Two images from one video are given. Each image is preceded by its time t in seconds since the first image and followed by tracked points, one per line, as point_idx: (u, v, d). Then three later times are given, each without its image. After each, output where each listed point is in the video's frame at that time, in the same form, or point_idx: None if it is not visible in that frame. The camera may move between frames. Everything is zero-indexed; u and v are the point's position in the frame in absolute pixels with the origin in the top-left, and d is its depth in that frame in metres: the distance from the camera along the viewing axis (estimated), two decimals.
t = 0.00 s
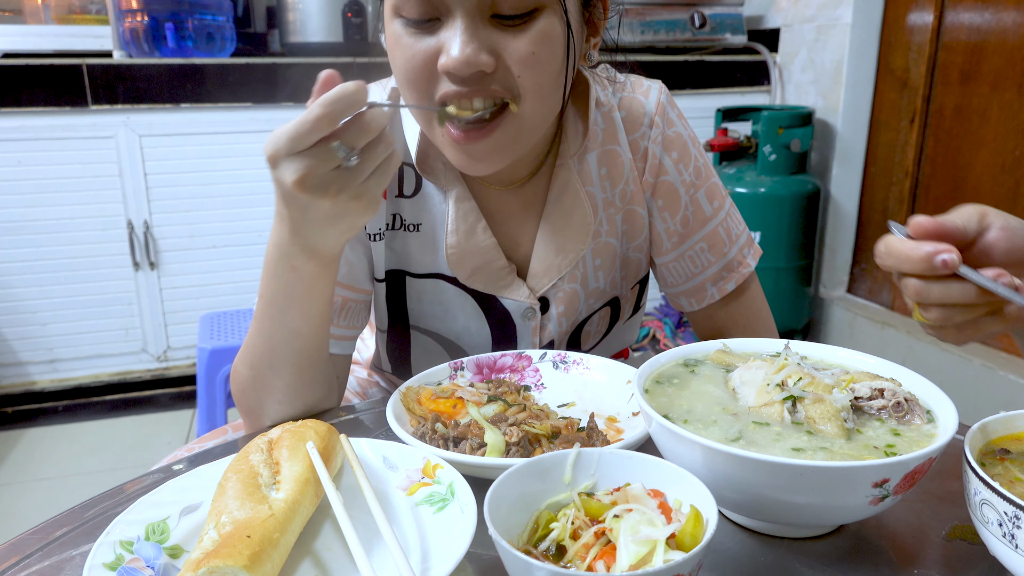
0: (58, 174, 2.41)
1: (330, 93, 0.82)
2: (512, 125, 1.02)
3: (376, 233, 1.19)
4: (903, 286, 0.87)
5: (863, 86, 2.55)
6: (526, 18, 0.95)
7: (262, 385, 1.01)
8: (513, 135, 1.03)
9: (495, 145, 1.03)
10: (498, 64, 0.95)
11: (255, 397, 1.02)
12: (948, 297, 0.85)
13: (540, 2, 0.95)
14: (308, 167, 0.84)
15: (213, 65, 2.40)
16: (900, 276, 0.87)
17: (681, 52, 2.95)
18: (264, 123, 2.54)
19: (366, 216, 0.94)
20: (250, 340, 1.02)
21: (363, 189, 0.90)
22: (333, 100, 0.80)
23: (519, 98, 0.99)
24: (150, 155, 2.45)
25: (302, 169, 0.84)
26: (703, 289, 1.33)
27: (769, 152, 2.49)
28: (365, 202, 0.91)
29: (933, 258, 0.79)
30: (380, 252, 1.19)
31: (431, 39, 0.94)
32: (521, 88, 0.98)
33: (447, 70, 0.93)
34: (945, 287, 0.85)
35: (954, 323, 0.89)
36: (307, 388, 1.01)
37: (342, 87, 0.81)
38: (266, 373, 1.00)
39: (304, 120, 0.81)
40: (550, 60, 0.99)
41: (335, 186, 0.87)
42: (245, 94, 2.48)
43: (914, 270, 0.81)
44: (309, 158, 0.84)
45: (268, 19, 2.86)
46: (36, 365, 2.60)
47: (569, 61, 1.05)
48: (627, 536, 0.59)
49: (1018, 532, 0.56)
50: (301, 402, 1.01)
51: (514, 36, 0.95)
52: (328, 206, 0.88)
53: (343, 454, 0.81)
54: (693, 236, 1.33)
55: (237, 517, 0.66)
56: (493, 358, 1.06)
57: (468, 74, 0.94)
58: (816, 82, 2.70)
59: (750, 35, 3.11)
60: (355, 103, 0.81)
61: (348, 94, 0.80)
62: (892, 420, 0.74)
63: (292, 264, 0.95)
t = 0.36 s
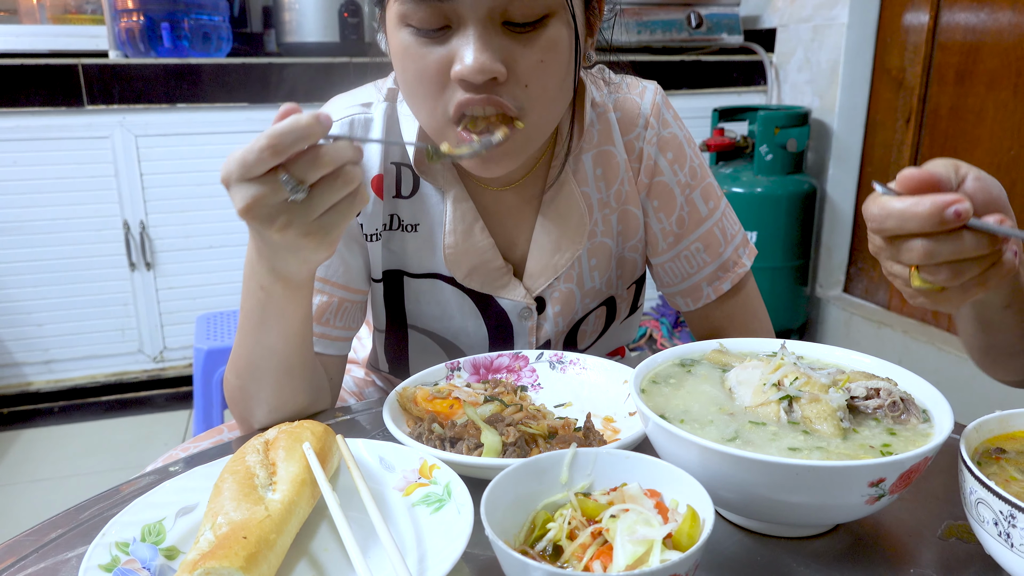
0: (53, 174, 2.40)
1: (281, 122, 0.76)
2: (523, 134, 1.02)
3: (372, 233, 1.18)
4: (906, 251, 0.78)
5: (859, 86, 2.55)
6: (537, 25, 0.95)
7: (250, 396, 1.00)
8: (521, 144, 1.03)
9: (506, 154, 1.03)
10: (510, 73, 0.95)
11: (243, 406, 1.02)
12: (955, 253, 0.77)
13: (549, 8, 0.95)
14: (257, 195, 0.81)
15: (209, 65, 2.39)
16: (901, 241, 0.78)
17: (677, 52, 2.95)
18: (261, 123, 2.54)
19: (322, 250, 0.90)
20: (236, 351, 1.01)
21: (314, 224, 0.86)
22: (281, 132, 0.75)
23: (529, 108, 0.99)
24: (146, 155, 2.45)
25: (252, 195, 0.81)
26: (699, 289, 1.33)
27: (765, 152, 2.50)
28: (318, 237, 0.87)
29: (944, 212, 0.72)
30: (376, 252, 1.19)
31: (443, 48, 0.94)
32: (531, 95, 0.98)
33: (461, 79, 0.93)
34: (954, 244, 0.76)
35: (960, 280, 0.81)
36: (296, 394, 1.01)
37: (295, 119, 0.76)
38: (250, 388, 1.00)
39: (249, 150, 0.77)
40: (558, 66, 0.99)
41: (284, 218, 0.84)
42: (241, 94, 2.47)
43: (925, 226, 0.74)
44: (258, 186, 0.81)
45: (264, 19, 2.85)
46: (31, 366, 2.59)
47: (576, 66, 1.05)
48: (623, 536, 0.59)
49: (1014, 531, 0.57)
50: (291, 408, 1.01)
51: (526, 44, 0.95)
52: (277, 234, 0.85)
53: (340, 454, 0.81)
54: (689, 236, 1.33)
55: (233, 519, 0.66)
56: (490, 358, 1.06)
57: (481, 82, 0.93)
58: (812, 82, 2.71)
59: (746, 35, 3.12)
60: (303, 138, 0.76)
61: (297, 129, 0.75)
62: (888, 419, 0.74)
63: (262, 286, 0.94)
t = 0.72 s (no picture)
0: (49, 174, 2.39)
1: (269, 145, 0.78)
2: (528, 122, 1.02)
3: (368, 233, 1.18)
4: (932, 231, 0.77)
5: (855, 86, 2.56)
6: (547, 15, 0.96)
7: (243, 400, 1.00)
8: (524, 134, 1.03)
9: (508, 142, 1.02)
10: (520, 62, 0.95)
11: (236, 411, 1.02)
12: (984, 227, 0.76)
13: None
14: (237, 212, 0.81)
15: (206, 65, 2.39)
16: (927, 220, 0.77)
17: (674, 52, 2.96)
18: (257, 124, 2.54)
19: (300, 275, 0.90)
20: (231, 355, 1.01)
21: (291, 251, 0.86)
22: (265, 154, 0.77)
23: (534, 100, 1.00)
24: (142, 156, 2.44)
25: (232, 212, 0.81)
26: (694, 289, 1.33)
27: (762, 152, 2.51)
28: (294, 263, 0.87)
29: (973, 182, 0.71)
30: (373, 253, 1.19)
31: (456, 35, 0.93)
32: (538, 85, 0.99)
33: (474, 67, 0.93)
34: (981, 217, 0.75)
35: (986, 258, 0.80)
36: (291, 397, 1.00)
37: (284, 143, 0.77)
38: (243, 393, 0.99)
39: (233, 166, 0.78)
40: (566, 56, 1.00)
41: (260, 239, 0.84)
42: (237, 95, 2.46)
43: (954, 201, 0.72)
44: (240, 205, 0.81)
45: (260, 19, 2.85)
46: (27, 367, 2.58)
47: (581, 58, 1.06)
48: (620, 537, 0.59)
49: (1010, 530, 0.57)
50: (286, 411, 1.00)
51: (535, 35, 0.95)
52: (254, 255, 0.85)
53: (337, 455, 0.81)
54: (685, 237, 1.33)
55: (230, 519, 0.66)
56: (487, 358, 1.06)
57: (491, 70, 0.93)
58: (808, 82, 2.71)
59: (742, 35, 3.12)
60: (286, 163, 0.76)
61: (284, 154, 0.76)
62: (885, 418, 0.74)
63: (249, 296, 0.95)
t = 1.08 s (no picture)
0: (46, 174, 2.39)
1: (256, 146, 0.77)
2: (530, 98, 1.01)
3: (365, 231, 1.18)
4: (959, 229, 0.76)
5: (853, 85, 2.56)
6: None
7: (241, 399, 1.00)
8: (526, 107, 1.02)
9: (508, 112, 1.01)
10: (527, 35, 0.95)
11: (235, 409, 1.01)
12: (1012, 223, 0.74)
13: None
14: (232, 217, 0.81)
15: (203, 65, 2.38)
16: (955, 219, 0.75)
17: (672, 52, 2.96)
18: (255, 124, 2.53)
19: (301, 274, 0.90)
20: (228, 354, 1.01)
21: (289, 250, 0.86)
22: (253, 156, 0.76)
23: (538, 74, 0.99)
24: (140, 156, 2.44)
25: (227, 217, 0.81)
26: (692, 288, 1.33)
27: (759, 152, 2.50)
28: (294, 263, 0.88)
29: (1002, 181, 0.69)
30: (370, 251, 1.19)
31: (466, 7, 0.94)
32: (542, 62, 0.99)
33: (482, 36, 0.93)
34: (1009, 214, 0.74)
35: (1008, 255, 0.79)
36: (289, 396, 1.00)
37: (268, 143, 0.76)
38: (241, 393, 0.99)
39: (221, 173, 0.77)
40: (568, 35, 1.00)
41: (259, 242, 0.84)
42: (235, 95, 2.46)
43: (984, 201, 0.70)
44: (233, 211, 0.81)
45: (258, 18, 2.84)
46: (24, 367, 2.57)
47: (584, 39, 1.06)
48: (618, 536, 0.59)
49: (1007, 529, 0.57)
50: (284, 410, 1.00)
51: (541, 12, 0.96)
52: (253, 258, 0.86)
53: (334, 455, 0.81)
54: (683, 235, 1.33)
55: (227, 520, 0.66)
56: (485, 358, 1.06)
57: (498, 42, 0.94)
58: (805, 81, 2.71)
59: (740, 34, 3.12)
60: (275, 162, 0.76)
61: (270, 153, 0.76)
62: (882, 417, 0.74)
63: (247, 298, 0.94)
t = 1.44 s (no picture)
0: (43, 175, 2.38)
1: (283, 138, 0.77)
2: (532, 97, 1.01)
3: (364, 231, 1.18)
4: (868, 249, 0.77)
5: (850, 86, 2.56)
6: None
7: (242, 397, 1.00)
8: (532, 101, 1.02)
9: (516, 106, 1.01)
10: (524, 33, 0.96)
11: (238, 407, 1.01)
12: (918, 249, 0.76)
13: None
14: (263, 213, 0.82)
15: (200, 65, 2.38)
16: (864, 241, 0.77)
17: (670, 52, 2.96)
18: (252, 124, 2.53)
19: (331, 262, 0.91)
20: (231, 353, 1.01)
21: (320, 240, 0.87)
22: (282, 149, 0.76)
23: (539, 70, 0.99)
24: (137, 156, 2.43)
25: (258, 213, 0.82)
26: (687, 288, 1.33)
27: (757, 152, 2.50)
28: (327, 251, 0.89)
29: (908, 209, 0.71)
30: (370, 250, 1.19)
31: (461, 8, 0.94)
32: (541, 59, 0.98)
33: (478, 36, 0.93)
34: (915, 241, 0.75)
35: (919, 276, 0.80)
36: (288, 396, 1.00)
37: (296, 134, 0.76)
38: (245, 390, 0.99)
39: (252, 170, 0.77)
40: (565, 34, 1.00)
41: (290, 236, 0.85)
42: (233, 95, 2.46)
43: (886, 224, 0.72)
44: (264, 206, 0.82)
45: (255, 18, 2.85)
46: (21, 368, 2.57)
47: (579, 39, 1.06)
48: (616, 536, 0.59)
49: (1004, 528, 0.57)
50: (283, 410, 1.00)
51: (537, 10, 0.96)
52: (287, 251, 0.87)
53: (332, 456, 0.81)
54: (678, 235, 1.33)
55: (225, 520, 0.66)
56: (483, 358, 1.06)
57: (495, 40, 0.94)
58: (803, 81, 2.72)
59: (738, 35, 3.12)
60: (305, 152, 0.76)
61: (299, 144, 0.76)
62: (879, 417, 0.74)
63: (268, 292, 0.94)
